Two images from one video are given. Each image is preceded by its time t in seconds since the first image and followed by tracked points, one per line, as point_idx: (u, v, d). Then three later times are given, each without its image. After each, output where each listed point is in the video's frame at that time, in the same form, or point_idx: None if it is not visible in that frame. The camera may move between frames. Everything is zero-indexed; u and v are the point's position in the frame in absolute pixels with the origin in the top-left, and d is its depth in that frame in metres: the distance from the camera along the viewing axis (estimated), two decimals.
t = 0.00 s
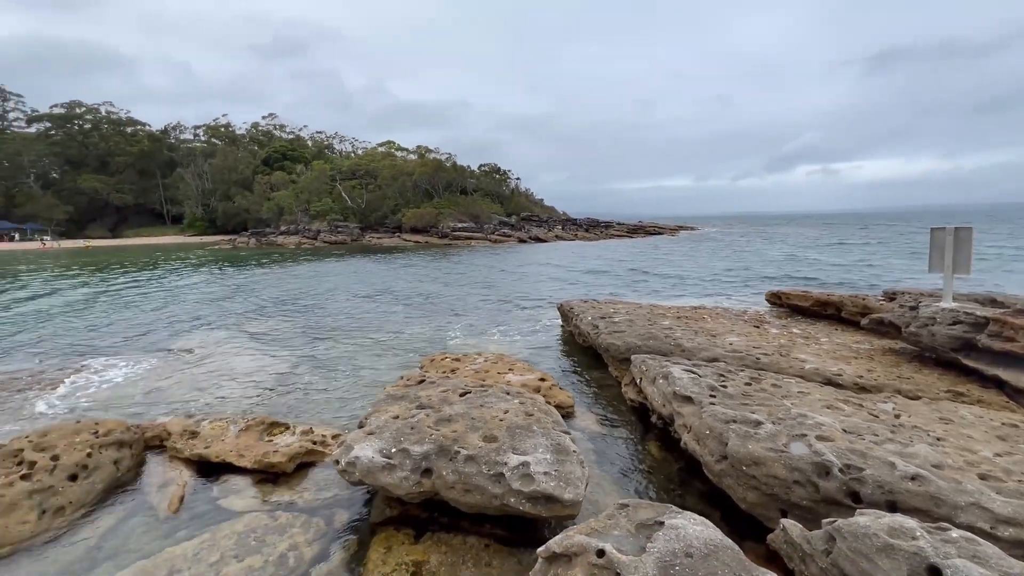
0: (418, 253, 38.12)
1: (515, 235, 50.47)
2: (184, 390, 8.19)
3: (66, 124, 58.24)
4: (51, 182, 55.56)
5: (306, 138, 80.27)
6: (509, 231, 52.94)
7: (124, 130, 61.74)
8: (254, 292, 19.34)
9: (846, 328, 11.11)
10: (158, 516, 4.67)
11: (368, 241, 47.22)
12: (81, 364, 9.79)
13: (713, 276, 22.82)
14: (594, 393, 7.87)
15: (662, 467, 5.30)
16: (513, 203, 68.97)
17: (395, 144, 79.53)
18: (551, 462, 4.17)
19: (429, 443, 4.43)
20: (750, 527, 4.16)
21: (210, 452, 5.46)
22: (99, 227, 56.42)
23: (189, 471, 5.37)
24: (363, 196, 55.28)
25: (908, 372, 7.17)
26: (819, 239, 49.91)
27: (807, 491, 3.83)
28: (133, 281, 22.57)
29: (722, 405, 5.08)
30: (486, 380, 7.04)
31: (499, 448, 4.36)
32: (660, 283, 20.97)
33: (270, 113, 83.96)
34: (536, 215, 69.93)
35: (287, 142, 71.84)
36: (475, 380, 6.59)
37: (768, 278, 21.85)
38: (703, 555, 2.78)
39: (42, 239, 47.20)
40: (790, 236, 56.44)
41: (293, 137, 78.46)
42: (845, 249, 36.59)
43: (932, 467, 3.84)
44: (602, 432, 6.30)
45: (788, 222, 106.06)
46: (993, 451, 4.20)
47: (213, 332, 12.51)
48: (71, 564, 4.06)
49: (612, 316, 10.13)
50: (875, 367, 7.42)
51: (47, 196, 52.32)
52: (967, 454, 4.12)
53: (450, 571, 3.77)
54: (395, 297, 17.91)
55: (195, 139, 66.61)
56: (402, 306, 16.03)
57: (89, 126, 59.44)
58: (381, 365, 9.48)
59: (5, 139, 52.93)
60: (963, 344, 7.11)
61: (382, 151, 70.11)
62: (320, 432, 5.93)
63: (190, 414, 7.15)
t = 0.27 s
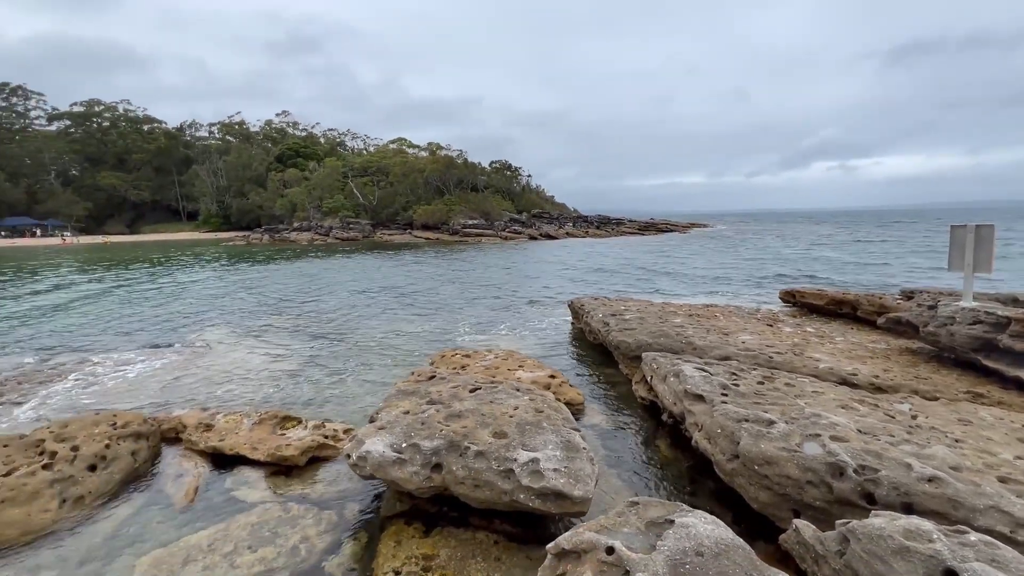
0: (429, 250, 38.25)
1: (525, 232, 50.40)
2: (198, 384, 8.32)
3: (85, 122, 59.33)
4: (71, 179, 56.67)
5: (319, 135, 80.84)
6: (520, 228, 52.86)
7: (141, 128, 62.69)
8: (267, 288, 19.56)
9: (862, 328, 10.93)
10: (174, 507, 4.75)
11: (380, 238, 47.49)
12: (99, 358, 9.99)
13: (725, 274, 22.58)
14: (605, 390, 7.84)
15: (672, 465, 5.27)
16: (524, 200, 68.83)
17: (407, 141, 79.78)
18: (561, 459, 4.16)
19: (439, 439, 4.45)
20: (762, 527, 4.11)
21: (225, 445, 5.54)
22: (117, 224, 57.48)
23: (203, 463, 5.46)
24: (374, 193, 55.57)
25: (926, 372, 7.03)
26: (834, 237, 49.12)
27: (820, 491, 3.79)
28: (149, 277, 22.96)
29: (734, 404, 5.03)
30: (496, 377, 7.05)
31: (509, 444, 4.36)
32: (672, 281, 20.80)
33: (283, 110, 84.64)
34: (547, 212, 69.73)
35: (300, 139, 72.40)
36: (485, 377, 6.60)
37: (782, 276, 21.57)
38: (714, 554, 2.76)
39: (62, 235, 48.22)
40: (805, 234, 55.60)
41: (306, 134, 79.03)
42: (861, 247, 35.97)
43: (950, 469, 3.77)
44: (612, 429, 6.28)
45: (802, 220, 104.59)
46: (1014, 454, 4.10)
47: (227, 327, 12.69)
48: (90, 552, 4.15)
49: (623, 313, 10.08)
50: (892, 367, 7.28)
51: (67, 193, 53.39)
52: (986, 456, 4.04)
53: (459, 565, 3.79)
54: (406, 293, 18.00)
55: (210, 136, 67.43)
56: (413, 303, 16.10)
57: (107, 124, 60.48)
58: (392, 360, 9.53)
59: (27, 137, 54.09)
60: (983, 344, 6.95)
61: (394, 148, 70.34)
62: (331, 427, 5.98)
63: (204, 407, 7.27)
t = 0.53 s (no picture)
0: (440, 248, 38.39)
1: (536, 231, 50.30)
2: (212, 380, 8.42)
3: (104, 122, 60.47)
4: (91, 179, 57.78)
5: (332, 134, 81.47)
6: (531, 227, 52.79)
7: (158, 127, 63.67)
8: (280, 286, 19.78)
9: (879, 329, 10.73)
10: (188, 500, 4.83)
11: (391, 237, 47.73)
12: (117, 353, 10.18)
13: (738, 274, 22.33)
14: (615, 390, 7.80)
15: (683, 466, 5.23)
16: (535, 199, 68.71)
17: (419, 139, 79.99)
18: (570, 459, 4.14)
19: (448, 437, 4.45)
20: (774, 530, 4.06)
21: (238, 440, 5.62)
22: (135, 222, 58.50)
23: (217, 458, 5.53)
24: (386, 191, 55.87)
25: (945, 374, 6.89)
26: (850, 236, 48.32)
27: (835, 494, 3.73)
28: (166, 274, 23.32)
29: (747, 405, 4.97)
30: (506, 375, 7.05)
31: (518, 443, 4.35)
32: (684, 280, 20.63)
33: (297, 110, 85.32)
34: (558, 211, 69.54)
35: (313, 138, 72.96)
36: (494, 375, 6.60)
37: (796, 276, 21.27)
38: (724, 556, 2.73)
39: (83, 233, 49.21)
40: (821, 233, 54.76)
41: (319, 133, 79.65)
42: (878, 246, 35.30)
43: (968, 473, 3.69)
44: (622, 428, 6.25)
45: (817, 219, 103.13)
46: None
47: (242, 324, 12.87)
48: (108, 542, 4.23)
49: (634, 313, 10.01)
50: (909, 369, 7.14)
51: (87, 192, 54.45)
52: (1006, 460, 3.95)
53: (468, 563, 3.79)
54: (417, 292, 18.05)
55: (225, 136, 68.25)
56: (424, 301, 16.14)
57: (126, 124, 61.55)
58: (404, 359, 9.56)
59: (49, 137, 55.26)
60: (1004, 347, 6.79)
61: (405, 147, 70.63)
62: (343, 423, 6.03)
63: (220, 402, 7.39)
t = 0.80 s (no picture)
0: (451, 248, 38.52)
1: (547, 231, 50.23)
2: (224, 378, 8.54)
3: (123, 124, 61.63)
4: (110, 179, 58.95)
5: (345, 135, 82.19)
6: (542, 227, 52.71)
7: (176, 129, 64.73)
8: (293, 285, 19.97)
9: (896, 330, 10.55)
10: (201, 494, 4.90)
11: (403, 236, 48.00)
12: (134, 350, 10.38)
13: (751, 274, 22.09)
14: (625, 390, 7.77)
15: (692, 467, 5.19)
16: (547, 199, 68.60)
17: (430, 140, 80.25)
18: (577, 459, 4.13)
19: (456, 436, 4.47)
20: (784, 533, 4.00)
21: (250, 437, 5.69)
22: (153, 222, 59.57)
23: (230, 453, 5.61)
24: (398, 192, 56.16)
25: (963, 378, 6.75)
26: (867, 237, 47.53)
27: (846, 498, 3.67)
28: (182, 273, 23.70)
29: (757, 406, 4.92)
30: (515, 375, 7.05)
31: (525, 442, 4.35)
32: (696, 281, 20.46)
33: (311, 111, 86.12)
34: (570, 211, 69.36)
35: (326, 139, 73.63)
36: (503, 375, 6.61)
37: (811, 277, 20.98)
38: (731, 558, 2.70)
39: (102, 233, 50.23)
40: (837, 233, 53.90)
41: (332, 134, 80.31)
42: (896, 247, 34.66)
43: (985, 478, 3.61)
44: (631, 429, 6.22)
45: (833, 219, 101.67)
46: None
47: (255, 322, 13.04)
48: (123, 535, 4.31)
49: (644, 313, 9.95)
50: (926, 371, 7.01)
51: (107, 192, 55.58)
52: None
53: (475, 561, 3.80)
54: (427, 291, 18.12)
55: (240, 137, 69.16)
56: (434, 300, 16.21)
57: (144, 126, 62.66)
58: (413, 357, 9.62)
59: (70, 139, 56.47)
60: None
61: (417, 147, 70.91)
62: (352, 421, 6.08)
63: (232, 399, 7.48)
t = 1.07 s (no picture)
0: (462, 249, 38.62)
1: (558, 232, 50.15)
2: (238, 376, 8.68)
3: (141, 128, 62.76)
4: (129, 182, 60.01)
5: (357, 137, 82.85)
6: (553, 228, 52.61)
7: (192, 132, 65.76)
8: (306, 286, 20.19)
9: (912, 333, 10.37)
10: (214, 491, 4.98)
11: (414, 237, 48.23)
12: (151, 349, 10.57)
13: (764, 276, 21.85)
14: (634, 392, 7.73)
15: (702, 471, 5.15)
16: (558, 200, 68.49)
17: (441, 141, 80.56)
18: (585, 460, 4.13)
19: (464, 436, 4.49)
20: (794, 538, 3.95)
21: (262, 435, 5.76)
22: (170, 223, 60.55)
23: (242, 452, 5.68)
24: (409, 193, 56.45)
25: (982, 381, 6.61)
26: (884, 237, 46.74)
27: (857, 502, 3.62)
28: (197, 274, 24.07)
29: (768, 409, 4.87)
30: (523, 376, 7.06)
31: (532, 443, 4.35)
32: (708, 282, 20.30)
33: (324, 114, 86.89)
34: (581, 212, 69.16)
35: (339, 141, 74.27)
36: (511, 376, 6.61)
37: (826, 278, 20.71)
38: (739, 562, 2.68)
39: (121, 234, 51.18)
40: (853, 234, 53.08)
41: (344, 136, 80.97)
42: (914, 248, 34.06)
43: (1002, 484, 3.54)
44: (640, 431, 6.19)
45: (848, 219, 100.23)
46: None
47: (268, 322, 13.21)
48: (139, 530, 4.39)
49: (654, 314, 9.90)
50: (943, 375, 6.89)
51: (126, 194, 56.60)
52: None
53: (482, 561, 3.81)
54: (438, 292, 18.21)
55: (254, 139, 70.05)
56: (445, 301, 16.29)
57: (161, 129, 63.75)
58: (423, 358, 9.68)
59: (90, 142, 57.63)
60: None
61: (428, 149, 71.24)
62: (362, 420, 6.13)
63: (244, 398, 7.60)
